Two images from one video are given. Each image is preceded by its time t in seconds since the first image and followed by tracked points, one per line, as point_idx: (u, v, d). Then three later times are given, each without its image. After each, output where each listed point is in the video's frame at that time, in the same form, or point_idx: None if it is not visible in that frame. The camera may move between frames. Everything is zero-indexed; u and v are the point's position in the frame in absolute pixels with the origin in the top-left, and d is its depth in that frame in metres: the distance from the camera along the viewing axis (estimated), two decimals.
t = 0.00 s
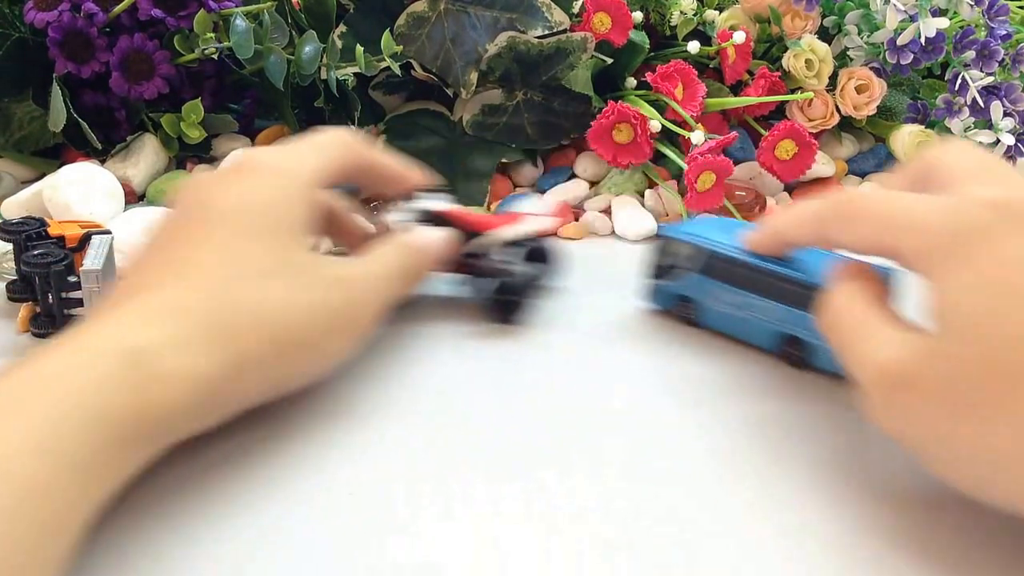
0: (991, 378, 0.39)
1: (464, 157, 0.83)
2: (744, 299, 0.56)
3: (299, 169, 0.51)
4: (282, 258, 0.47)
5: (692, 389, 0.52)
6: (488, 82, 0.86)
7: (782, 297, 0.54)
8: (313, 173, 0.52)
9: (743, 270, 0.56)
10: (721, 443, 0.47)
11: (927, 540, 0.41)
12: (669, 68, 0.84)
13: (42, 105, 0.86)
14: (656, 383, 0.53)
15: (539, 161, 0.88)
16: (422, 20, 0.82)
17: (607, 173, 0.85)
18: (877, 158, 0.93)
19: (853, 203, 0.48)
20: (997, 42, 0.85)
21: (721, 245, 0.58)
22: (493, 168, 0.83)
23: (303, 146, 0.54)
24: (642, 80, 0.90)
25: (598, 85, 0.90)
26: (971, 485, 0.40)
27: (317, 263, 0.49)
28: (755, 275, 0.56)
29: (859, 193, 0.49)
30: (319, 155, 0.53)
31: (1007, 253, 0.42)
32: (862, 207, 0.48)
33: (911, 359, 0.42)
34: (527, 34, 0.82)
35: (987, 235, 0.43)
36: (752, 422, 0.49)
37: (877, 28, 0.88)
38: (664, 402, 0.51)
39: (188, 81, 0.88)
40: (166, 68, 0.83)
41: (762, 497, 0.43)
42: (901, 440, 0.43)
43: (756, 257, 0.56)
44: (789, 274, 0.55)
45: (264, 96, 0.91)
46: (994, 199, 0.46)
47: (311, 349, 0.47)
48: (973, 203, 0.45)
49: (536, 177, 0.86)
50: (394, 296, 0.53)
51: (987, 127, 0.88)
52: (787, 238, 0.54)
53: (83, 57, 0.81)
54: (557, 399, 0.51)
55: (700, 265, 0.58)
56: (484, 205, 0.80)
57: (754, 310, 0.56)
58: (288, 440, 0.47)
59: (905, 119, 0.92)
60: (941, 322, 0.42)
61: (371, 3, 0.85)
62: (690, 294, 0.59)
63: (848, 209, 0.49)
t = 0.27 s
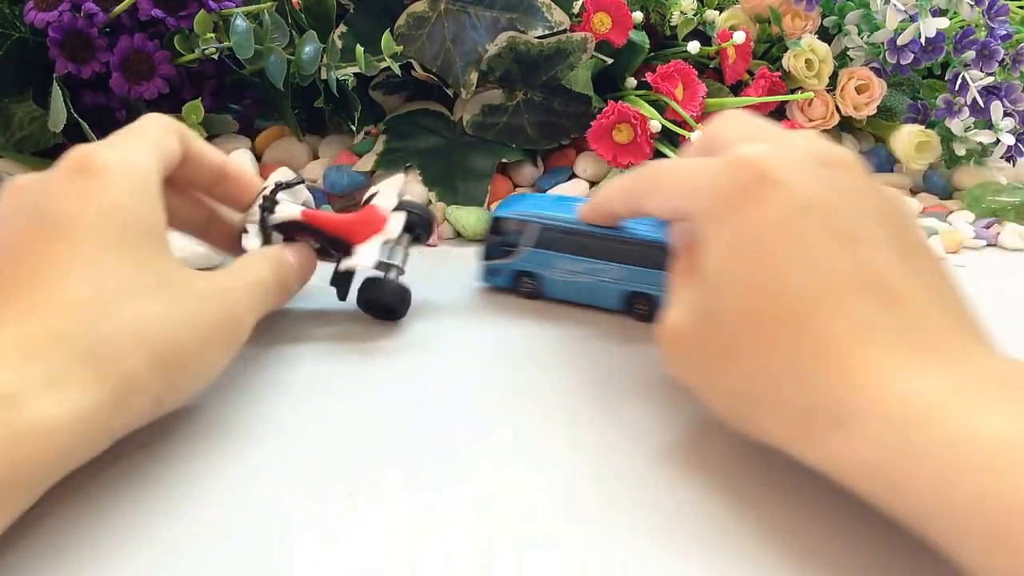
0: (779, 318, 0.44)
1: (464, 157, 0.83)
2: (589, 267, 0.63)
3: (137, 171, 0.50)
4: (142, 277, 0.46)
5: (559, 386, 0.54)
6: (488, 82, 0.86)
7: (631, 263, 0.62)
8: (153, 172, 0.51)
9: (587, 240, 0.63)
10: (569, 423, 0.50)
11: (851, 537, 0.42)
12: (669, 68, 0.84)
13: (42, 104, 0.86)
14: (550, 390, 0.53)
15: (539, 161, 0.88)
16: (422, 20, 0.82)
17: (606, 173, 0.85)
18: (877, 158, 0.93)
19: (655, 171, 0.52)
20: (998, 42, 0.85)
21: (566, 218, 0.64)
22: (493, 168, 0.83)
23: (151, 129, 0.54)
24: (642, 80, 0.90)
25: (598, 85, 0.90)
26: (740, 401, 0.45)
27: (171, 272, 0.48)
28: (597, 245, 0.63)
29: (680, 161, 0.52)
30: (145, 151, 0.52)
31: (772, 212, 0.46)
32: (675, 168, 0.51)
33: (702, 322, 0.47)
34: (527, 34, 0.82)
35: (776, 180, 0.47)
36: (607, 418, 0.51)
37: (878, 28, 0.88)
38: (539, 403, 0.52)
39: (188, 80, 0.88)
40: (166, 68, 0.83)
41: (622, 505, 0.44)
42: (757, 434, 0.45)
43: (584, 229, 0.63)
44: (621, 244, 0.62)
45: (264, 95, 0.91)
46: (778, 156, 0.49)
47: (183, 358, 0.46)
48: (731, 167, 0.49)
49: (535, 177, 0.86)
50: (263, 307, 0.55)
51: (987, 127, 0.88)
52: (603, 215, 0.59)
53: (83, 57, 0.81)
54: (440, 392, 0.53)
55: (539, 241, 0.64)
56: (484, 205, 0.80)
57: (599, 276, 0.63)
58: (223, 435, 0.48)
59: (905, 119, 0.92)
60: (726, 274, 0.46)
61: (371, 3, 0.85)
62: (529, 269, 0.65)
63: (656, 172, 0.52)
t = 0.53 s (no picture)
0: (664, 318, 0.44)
1: (464, 157, 0.83)
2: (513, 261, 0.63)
3: (109, 200, 0.48)
4: (89, 313, 0.43)
5: (476, 371, 0.55)
6: (488, 82, 0.86)
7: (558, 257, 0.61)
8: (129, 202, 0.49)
9: (508, 232, 0.62)
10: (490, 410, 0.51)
11: (777, 525, 0.42)
12: (669, 68, 0.84)
13: (43, 105, 0.86)
14: (465, 375, 0.55)
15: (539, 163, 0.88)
16: (422, 20, 0.82)
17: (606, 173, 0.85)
18: (878, 158, 0.92)
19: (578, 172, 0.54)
20: (998, 42, 0.85)
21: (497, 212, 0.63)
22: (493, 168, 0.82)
23: (141, 143, 0.52)
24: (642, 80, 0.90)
25: (597, 85, 0.90)
26: (638, 402, 0.45)
27: (126, 304, 0.45)
28: (519, 239, 0.62)
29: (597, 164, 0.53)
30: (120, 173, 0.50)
31: (671, 209, 0.47)
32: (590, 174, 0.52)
33: (617, 310, 0.46)
34: (528, 34, 0.82)
35: (682, 182, 0.48)
36: (528, 403, 0.51)
37: (878, 28, 0.88)
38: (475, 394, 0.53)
39: (188, 81, 0.88)
40: (167, 68, 0.83)
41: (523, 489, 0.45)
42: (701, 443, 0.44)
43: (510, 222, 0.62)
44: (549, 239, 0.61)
45: (264, 96, 0.91)
46: (690, 162, 0.49)
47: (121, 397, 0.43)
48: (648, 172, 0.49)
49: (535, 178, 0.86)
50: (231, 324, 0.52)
51: (987, 127, 0.88)
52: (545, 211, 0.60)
53: (84, 57, 0.81)
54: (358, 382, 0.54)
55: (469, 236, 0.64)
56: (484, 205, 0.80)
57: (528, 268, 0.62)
58: (168, 431, 0.49)
59: (905, 119, 0.92)
60: (628, 277, 0.46)
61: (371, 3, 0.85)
62: (460, 262, 0.65)
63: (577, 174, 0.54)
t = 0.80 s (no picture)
0: (507, 340, 0.41)
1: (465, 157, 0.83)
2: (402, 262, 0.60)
3: None
4: None
5: (366, 372, 0.52)
6: (488, 83, 0.86)
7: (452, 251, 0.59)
8: None
9: (394, 233, 0.59)
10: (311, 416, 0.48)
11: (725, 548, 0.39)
12: (669, 68, 0.84)
13: (43, 105, 0.86)
14: (314, 370, 0.52)
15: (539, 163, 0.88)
16: (422, 20, 0.82)
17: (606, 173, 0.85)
18: (877, 158, 0.93)
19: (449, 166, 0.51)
20: (998, 42, 0.85)
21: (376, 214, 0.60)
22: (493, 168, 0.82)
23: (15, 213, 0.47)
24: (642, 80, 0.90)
25: (598, 85, 0.90)
26: (488, 412, 0.42)
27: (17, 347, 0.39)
28: (411, 241, 0.59)
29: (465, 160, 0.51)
30: None
31: (522, 214, 0.44)
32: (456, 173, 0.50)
33: (465, 323, 0.43)
34: (528, 34, 0.82)
35: (535, 190, 0.46)
36: (353, 402, 0.49)
37: (878, 28, 0.88)
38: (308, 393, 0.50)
39: (188, 81, 0.88)
40: (167, 68, 0.83)
41: (386, 491, 0.41)
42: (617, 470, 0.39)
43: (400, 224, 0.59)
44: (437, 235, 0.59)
45: (264, 96, 0.91)
46: (543, 172, 0.48)
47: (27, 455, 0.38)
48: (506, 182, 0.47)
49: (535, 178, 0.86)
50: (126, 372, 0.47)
51: (987, 127, 0.88)
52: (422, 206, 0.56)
53: (84, 57, 0.81)
54: (206, 385, 0.50)
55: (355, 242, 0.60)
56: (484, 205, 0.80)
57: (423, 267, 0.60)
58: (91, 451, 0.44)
59: (905, 119, 0.92)
60: (478, 284, 0.43)
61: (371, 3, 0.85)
62: (348, 271, 0.61)
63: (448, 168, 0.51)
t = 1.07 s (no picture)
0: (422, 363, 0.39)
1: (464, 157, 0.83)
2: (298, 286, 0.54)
3: None
4: None
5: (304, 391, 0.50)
6: (488, 82, 0.86)
7: (354, 264, 0.54)
8: None
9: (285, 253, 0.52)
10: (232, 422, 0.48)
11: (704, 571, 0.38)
12: (669, 68, 0.84)
13: (43, 105, 0.86)
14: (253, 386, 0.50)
15: (540, 161, 0.88)
16: (422, 20, 0.82)
17: (607, 173, 0.85)
18: (877, 158, 0.93)
19: (352, 159, 0.48)
20: (998, 42, 0.85)
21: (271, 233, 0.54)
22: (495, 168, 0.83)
23: None
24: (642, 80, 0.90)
25: (598, 85, 0.90)
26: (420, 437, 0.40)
27: None
28: (303, 264, 0.53)
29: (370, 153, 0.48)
30: None
31: (438, 229, 0.42)
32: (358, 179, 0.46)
33: (386, 328, 0.41)
34: (528, 34, 0.82)
35: (451, 204, 0.43)
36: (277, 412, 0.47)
37: (878, 28, 0.88)
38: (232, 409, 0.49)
39: (188, 81, 0.88)
40: (167, 68, 0.83)
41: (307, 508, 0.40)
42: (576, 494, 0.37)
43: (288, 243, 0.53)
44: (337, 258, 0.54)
45: (264, 96, 0.91)
46: (457, 181, 0.45)
47: None
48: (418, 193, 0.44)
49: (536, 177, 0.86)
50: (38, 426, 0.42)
51: (987, 127, 0.88)
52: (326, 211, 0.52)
53: (84, 57, 0.81)
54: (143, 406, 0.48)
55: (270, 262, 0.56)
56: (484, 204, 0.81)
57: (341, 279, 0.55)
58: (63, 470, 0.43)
59: (905, 119, 0.92)
60: (399, 295, 0.41)
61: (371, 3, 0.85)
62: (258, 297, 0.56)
63: (349, 166, 0.47)
